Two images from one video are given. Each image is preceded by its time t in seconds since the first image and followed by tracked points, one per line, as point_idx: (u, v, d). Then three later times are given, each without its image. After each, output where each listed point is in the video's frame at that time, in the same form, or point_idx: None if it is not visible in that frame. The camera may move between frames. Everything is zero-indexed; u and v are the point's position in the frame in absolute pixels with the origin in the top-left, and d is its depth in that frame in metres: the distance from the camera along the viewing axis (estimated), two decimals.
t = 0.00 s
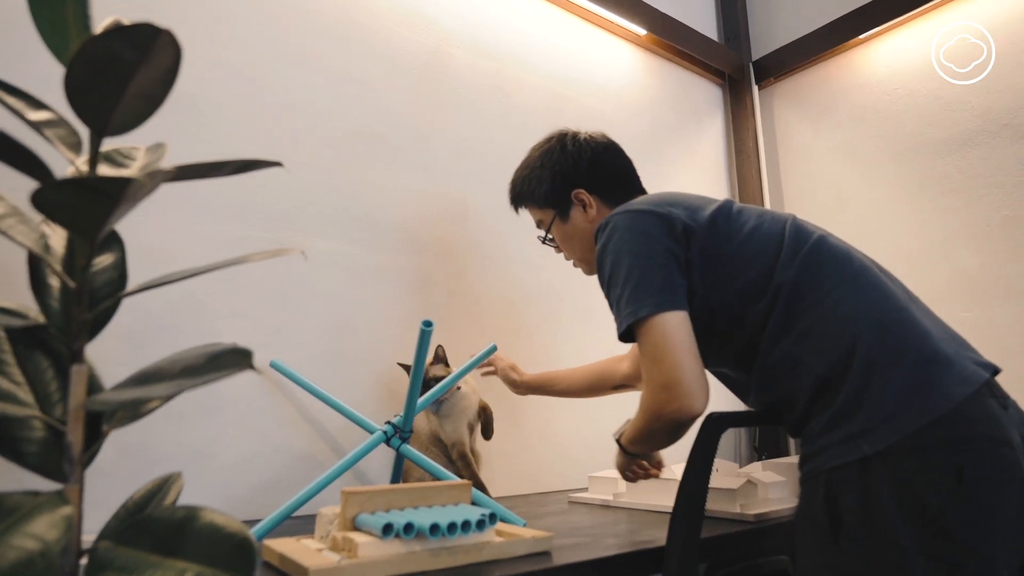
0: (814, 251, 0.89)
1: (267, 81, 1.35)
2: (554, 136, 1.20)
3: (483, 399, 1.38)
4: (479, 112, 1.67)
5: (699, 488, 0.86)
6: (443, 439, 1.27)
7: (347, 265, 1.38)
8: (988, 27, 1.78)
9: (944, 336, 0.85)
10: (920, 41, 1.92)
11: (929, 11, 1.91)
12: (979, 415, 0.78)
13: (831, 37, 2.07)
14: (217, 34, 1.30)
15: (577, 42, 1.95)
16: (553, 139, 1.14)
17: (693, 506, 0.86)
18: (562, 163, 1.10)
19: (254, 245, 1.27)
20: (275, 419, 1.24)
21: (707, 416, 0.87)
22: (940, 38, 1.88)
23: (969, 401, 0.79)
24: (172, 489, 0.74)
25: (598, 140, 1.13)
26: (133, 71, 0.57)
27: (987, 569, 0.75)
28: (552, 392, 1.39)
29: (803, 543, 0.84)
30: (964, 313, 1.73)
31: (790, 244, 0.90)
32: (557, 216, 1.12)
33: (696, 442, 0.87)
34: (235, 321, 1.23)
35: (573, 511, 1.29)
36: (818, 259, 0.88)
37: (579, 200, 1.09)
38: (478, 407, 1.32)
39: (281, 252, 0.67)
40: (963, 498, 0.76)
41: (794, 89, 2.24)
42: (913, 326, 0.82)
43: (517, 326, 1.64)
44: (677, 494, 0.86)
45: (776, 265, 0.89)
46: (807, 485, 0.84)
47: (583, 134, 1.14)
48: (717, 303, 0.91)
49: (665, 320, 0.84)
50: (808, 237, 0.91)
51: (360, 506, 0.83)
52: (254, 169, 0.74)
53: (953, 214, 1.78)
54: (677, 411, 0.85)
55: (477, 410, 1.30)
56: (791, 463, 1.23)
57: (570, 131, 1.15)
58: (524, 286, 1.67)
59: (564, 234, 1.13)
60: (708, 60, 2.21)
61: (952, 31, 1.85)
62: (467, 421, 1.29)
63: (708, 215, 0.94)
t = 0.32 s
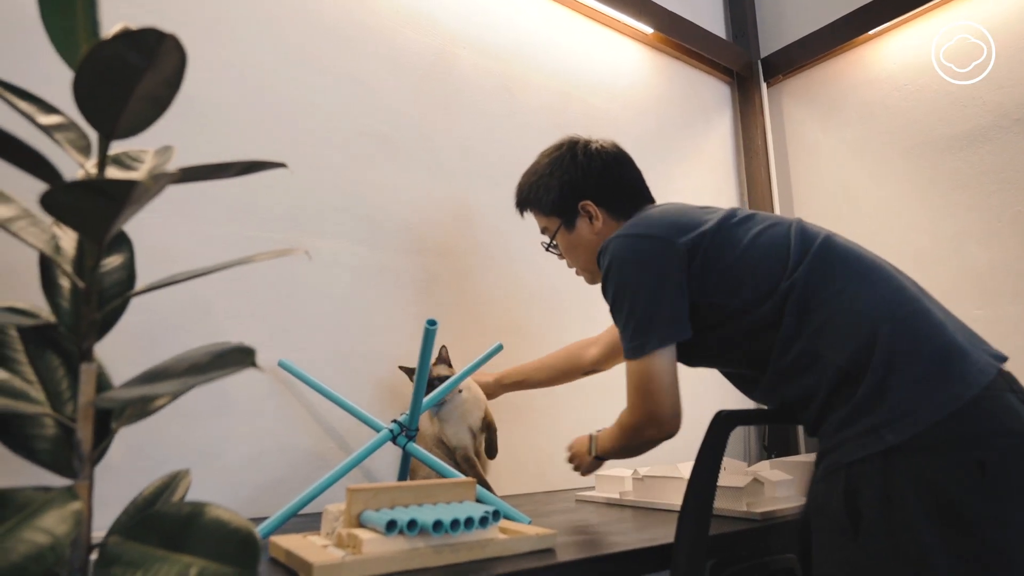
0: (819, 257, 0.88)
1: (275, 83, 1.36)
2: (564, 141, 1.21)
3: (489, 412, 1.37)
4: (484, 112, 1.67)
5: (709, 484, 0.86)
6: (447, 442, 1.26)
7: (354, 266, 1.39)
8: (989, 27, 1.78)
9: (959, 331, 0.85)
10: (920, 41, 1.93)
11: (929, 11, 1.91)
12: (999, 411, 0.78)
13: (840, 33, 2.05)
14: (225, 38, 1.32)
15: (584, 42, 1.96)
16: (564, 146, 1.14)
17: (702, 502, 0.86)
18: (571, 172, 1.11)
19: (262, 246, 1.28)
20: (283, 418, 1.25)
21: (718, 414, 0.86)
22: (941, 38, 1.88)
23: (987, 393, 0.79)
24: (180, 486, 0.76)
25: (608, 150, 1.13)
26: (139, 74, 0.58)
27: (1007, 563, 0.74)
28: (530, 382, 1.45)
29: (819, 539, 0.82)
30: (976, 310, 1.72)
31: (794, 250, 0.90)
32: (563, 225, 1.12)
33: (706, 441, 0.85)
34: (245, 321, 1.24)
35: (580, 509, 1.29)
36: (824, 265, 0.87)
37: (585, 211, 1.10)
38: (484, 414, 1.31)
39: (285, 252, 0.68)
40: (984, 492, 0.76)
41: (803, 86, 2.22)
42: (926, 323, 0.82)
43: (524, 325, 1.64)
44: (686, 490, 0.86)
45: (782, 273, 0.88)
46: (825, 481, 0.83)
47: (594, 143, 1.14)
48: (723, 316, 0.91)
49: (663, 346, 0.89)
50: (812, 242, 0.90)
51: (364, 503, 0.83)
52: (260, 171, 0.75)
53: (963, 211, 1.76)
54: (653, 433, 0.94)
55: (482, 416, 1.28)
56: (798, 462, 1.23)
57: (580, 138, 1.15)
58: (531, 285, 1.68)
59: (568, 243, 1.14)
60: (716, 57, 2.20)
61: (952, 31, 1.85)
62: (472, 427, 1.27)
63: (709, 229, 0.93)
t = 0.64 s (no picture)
0: (807, 277, 0.88)
1: (275, 81, 1.36)
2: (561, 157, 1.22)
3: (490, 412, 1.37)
4: (485, 110, 1.67)
5: (711, 480, 0.85)
6: (445, 441, 1.25)
7: (354, 264, 1.39)
8: (988, 27, 1.77)
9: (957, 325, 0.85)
10: (920, 40, 1.92)
11: (929, 10, 1.91)
12: (1004, 403, 0.77)
13: (844, 30, 2.04)
14: (224, 36, 1.32)
15: (586, 40, 1.95)
16: (561, 166, 1.16)
17: (704, 499, 0.85)
18: (568, 194, 1.12)
19: (262, 244, 1.28)
20: (281, 416, 1.25)
21: (719, 413, 0.83)
22: (940, 38, 1.87)
23: (990, 385, 0.78)
24: (176, 483, 0.76)
25: (605, 171, 1.15)
26: (132, 71, 0.58)
27: (1016, 558, 0.74)
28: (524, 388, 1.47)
29: (826, 538, 0.81)
30: (979, 309, 1.70)
31: (782, 273, 0.89)
32: (558, 246, 1.15)
33: (707, 439, 0.84)
34: (244, 319, 1.25)
35: (580, 507, 1.29)
36: (812, 286, 0.87)
37: (581, 233, 1.12)
38: (484, 416, 1.30)
39: (282, 248, 0.69)
40: (994, 484, 0.75)
41: (807, 83, 2.21)
42: (924, 325, 0.80)
43: (525, 323, 1.64)
44: (688, 488, 0.85)
45: (769, 296, 0.88)
46: (832, 479, 0.81)
47: (591, 162, 1.16)
48: (713, 339, 0.93)
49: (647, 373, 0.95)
50: (800, 260, 0.90)
51: (361, 501, 0.83)
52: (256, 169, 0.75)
53: (968, 209, 1.75)
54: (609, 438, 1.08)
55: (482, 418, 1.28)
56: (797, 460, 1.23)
57: (578, 158, 1.16)
58: (532, 284, 1.68)
59: (563, 263, 1.16)
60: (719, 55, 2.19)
61: (951, 31, 1.85)
62: (472, 429, 1.27)
63: (694, 258, 0.94)
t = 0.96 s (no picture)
0: (793, 290, 0.87)
1: (277, 85, 1.37)
2: (558, 172, 1.23)
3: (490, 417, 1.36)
4: (486, 113, 1.67)
5: (707, 480, 0.85)
6: (446, 445, 1.25)
7: (356, 266, 1.40)
8: (987, 27, 1.77)
9: (944, 325, 0.85)
10: (920, 40, 1.92)
11: (928, 10, 1.91)
12: (992, 402, 0.77)
13: (846, 30, 2.04)
14: (227, 40, 1.33)
15: (587, 41, 1.95)
16: (559, 180, 1.17)
17: (702, 499, 0.85)
18: (566, 208, 1.13)
19: (264, 247, 1.29)
20: (283, 419, 1.26)
21: (715, 415, 0.83)
22: (939, 38, 1.88)
23: (979, 385, 0.78)
24: (178, 485, 0.76)
25: (603, 186, 1.16)
26: (132, 78, 0.59)
27: (1007, 559, 0.73)
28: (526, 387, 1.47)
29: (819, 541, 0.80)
30: (983, 310, 1.69)
31: (769, 285, 0.89)
32: (556, 259, 1.15)
33: (704, 440, 0.83)
34: (247, 321, 1.25)
35: (581, 509, 1.29)
36: (798, 298, 0.87)
37: (580, 247, 1.13)
38: (484, 420, 1.30)
39: (280, 253, 0.69)
40: (982, 483, 0.75)
41: (809, 83, 2.20)
42: (909, 328, 0.80)
43: (527, 325, 1.64)
44: (687, 488, 0.85)
45: (756, 309, 0.88)
46: (824, 481, 0.80)
47: (589, 177, 1.17)
48: (703, 352, 0.93)
49: (639, 388, 0.97)
50: (785, 271, 0.89)
51: (361, 502, 0.84)
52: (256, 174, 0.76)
53: (971, 209, 1.74)
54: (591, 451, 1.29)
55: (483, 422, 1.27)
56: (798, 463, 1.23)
57: (576, 173, 1.17)
58: (533, 286, 1.68)
59: (562, 276, 1.16)
60: (721, 56, 2.19)
61: (951, 31, 1.85)
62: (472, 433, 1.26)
63: (681, 276, 0.93)
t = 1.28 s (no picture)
0: (779, 299, 0.88)
1: (278, 89, 1.38)
2: (554, 185, 1.24)
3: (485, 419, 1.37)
4: (487, 116, 1.68)
5: (702, 484, 0.85)
6: (444, 442, 1.24)
7: (357, 269, 1.40)
8: (988, 27, 1.77)
9: (932, 325, 0.85)
10: (921, 42, 1.92)
11: (929, 12, 1.91)
12: (981, 402, 0.77)
13: (848, 32, 2.03)
14: (229, 44, 1.34)
15: (588, 44, 1.95)
16: (555, 193, 1.17)
17: (697, 503, 0.85)
18: (563, 220, 1.14)
19: (266, 251, 1.30)
20: (284, 421, 1.27)
21: (711, 419, 0.83)
22: (939, 38, 1.88)
23: (967, 385, 0.78)
24: (179, 487, 0.77)
25: (599, 199, 1.17)
26: (132, 86, 0.59)
27: (1001, 561, 0.73)
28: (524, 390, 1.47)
29: (815, 543, 0.81)
30: (984, 313, 1.69)
31: (756, 294, 0.89)
32: (552, 270, 1.15)
33: (699, 444, 0.84)
34: (248, 324, 1.26)
35: (581, 511, 1.29)
36: (785, 307, 0.87)
37: (575, 257, 1.13)
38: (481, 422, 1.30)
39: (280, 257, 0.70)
40: (973, 483, 0.74)
41: (811, 85, 2.20)
42: (895, 332, 0.80)
43: (527, 327, 1.65)
44: (682, 491, 0.86)
45: (744, 319, 0.89)
46: (819, 483, 0.81)
47: (585, 190, 1.18)
48: (694, 362, 0.94)
49: (634, 398, 0.98)
50: (772, 280, 0.89)
51: (361, 505, 0.84)
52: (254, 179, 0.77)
53: (973, 211, 1.74)
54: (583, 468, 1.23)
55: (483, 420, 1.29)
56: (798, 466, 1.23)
57: (572, 186, 1.18)
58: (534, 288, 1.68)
59: (558, 287, 1.17)
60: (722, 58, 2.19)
61: (951, 31, 1.85)
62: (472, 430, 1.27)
63: (669, 288, 0.93)
